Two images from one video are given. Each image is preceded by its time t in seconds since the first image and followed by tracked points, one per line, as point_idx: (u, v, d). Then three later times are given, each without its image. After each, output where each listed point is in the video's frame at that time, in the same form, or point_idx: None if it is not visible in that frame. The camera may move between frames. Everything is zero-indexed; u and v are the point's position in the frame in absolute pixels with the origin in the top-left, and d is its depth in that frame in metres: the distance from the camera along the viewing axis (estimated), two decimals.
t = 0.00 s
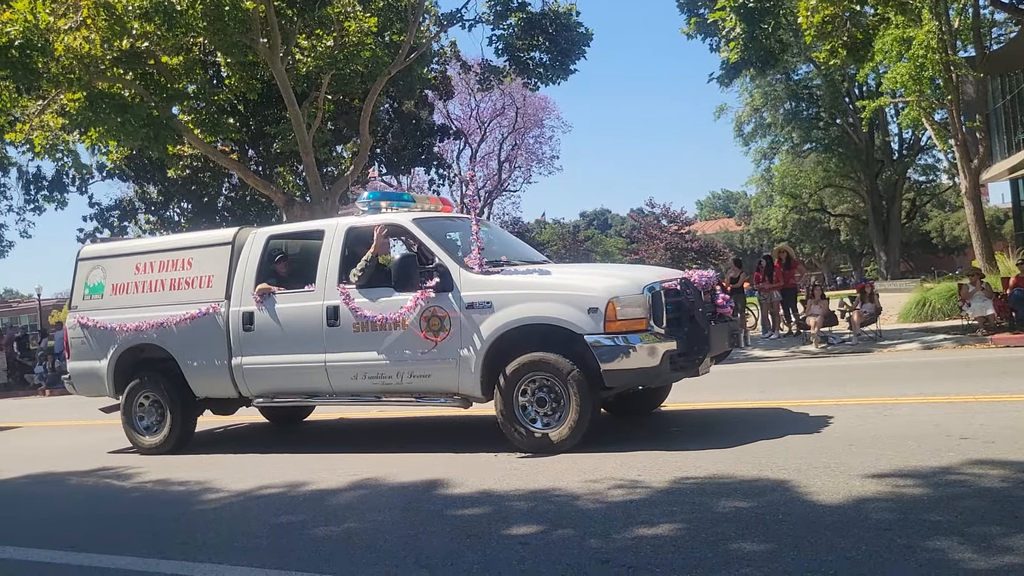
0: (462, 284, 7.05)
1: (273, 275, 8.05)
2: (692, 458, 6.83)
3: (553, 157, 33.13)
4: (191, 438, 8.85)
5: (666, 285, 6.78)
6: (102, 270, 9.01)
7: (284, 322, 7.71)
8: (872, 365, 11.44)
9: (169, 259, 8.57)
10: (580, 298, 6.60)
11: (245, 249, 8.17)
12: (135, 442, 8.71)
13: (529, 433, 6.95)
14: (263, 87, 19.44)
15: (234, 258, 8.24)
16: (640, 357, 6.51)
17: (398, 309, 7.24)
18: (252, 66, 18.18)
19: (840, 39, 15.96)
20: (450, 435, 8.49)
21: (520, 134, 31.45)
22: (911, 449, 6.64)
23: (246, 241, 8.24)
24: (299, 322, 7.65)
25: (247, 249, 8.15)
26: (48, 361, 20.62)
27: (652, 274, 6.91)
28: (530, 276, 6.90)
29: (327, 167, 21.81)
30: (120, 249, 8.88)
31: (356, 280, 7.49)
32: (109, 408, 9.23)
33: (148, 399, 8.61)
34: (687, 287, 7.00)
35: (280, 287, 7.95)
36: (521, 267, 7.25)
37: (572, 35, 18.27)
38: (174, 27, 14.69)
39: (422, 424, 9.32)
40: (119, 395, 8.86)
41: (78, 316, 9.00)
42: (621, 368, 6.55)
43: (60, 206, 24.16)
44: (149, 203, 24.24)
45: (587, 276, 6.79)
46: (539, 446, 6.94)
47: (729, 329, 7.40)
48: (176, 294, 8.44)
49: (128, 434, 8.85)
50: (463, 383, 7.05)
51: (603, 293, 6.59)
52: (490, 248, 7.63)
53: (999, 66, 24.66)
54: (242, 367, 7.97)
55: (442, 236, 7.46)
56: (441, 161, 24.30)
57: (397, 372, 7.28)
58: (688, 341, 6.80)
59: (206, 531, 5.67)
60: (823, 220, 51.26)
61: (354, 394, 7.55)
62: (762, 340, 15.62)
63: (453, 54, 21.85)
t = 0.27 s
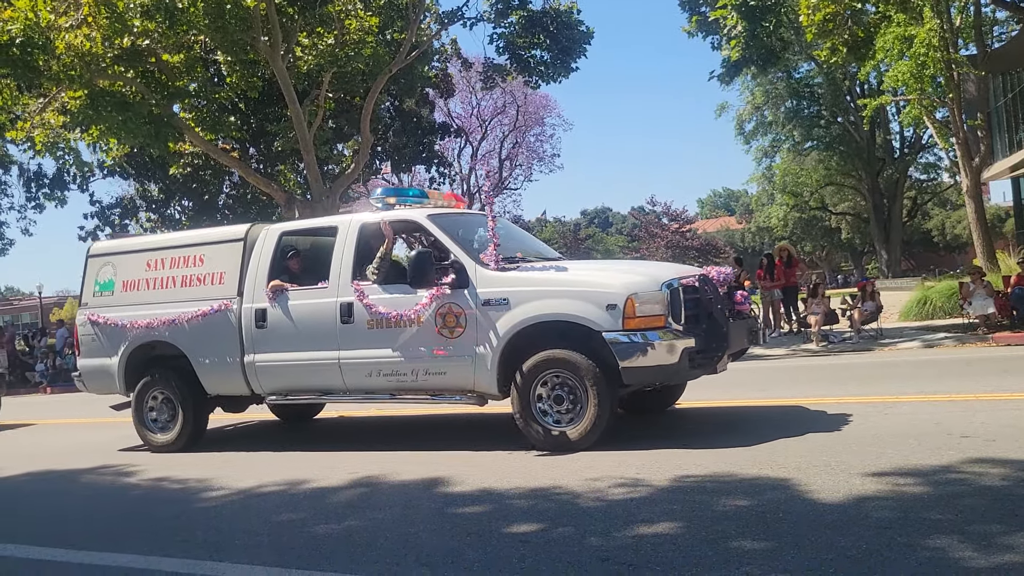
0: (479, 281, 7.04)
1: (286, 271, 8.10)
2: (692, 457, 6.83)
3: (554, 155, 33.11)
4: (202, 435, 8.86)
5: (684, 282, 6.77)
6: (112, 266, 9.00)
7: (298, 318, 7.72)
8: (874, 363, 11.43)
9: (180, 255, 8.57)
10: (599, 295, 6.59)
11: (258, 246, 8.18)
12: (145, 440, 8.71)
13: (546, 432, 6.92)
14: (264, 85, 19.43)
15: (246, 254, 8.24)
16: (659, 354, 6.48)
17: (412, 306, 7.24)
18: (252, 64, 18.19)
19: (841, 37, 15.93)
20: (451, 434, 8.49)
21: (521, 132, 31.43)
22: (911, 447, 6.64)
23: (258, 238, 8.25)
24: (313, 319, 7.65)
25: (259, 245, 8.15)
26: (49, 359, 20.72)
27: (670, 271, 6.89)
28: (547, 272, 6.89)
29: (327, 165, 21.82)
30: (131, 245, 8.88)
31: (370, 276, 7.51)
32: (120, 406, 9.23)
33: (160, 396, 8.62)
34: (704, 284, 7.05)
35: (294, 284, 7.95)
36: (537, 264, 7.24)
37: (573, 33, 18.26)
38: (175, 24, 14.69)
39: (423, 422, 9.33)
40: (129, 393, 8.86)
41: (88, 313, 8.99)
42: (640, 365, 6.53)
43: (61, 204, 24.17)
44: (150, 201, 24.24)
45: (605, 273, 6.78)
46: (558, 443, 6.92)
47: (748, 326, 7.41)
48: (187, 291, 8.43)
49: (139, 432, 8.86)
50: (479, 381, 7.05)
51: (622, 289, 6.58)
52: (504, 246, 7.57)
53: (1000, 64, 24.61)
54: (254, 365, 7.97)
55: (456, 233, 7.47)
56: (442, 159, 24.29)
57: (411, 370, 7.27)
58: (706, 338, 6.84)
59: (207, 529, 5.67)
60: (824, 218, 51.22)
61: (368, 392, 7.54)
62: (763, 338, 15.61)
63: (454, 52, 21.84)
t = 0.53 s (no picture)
0: (492, 278, 7.03)
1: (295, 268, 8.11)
2: (691, 454, 6.84)
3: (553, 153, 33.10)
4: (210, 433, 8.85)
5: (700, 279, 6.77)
6: (119, 263, 8.99)
7: (308, 315, 7.71)
8: (873, 361, 11.44)
9: (188, 252, 8.56)
10: (614, 291, 6.58)
11: (267, 242, 8.17)
12: (153, 437, 8.70)
13: (561, 430, 6.90)
14: (262, 83, 19.41)
15: (255, 251, 8.22)
16: (675, 351, 6.47)
17: (425, 303, 7.24)
18: (251, 62, 18.17)
19: (839, 36, 15.96)
20: (450, 432, 8.50)
21: (520, 130, 31.41)
22: (909, 445, 6.66)
23: (267, 234, 8.24)
24: (323, 316, 7.64)
25: (269, 242, 8.14)
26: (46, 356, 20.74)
27: (685, 268, 6.90)
28: (560, 269, 6.89)
29: (326, 163, 21.82)
30: (138, 242, 8.86)
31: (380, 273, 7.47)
32: (127, 403, 9.22)
33: (168, 394, 8.62)
34: (720, 280, 7.06)
35: (304, 280, 7.95)
36: (550, 261, 7.24)
37: (572, 31, 18.26)
38: (174, 23, 14.69)
39: (423, 421, 9.33)
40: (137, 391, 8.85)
41: (94, 310, 8.99)
42: (655, 363, 6.53)
43: (59, 202, 24.13)
44: (148, 199, 24.21)
45: (621, 269, 6.78)
46: (573, 442, 6.88)
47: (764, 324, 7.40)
48: (195, 288, 8.42)
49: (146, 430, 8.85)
50: (492, 379, 7.04)
51: (637, 286, 6.58)
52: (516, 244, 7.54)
53: (999, 62, 24.61)
54: (264, 362, 7.97)
55: (468, 229, 7.46)
56: (441, 157, 24.27)
57: (423, 367, 7.26)
58: (722, 336, 6.81)
59: (205, 527, 5.68)
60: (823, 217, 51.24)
61: (379, 390, 7.53)
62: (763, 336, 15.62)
63: (453, 50, 21.84)
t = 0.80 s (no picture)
0: (505, 274, 7.02)
1: (305, 264, 8.09)
2: (690, 452, 6.85)
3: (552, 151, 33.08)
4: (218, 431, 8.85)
5: (716, 275, 6.77)
6: (127, 259, 8.98)
7: (319, 312, 7.70)
8: (872, 359, 11.45)
9: (197, 248, 8.55)
10: (630, 287, 6.58)
11: (277, 238, 8.16)
12: (162, 435, 8.70)
13: (575, 428, 6.88)
14: (261, 80, 19.40)
15: (265, 247, 8.20)
16: (691, 348, 6.48)
17: (437, 299, 7.23)
18: (250, 59, 18.16)
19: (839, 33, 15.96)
20: (450, 430, 8.50)
21: (519, 128, 31.40)
22: (909, 442, 6.66)
23: (277, 229, 8.22)
24: (334, 313, 7.63)
25: (279, 238, 8.13)
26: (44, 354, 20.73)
27: (701, 264, 6.89)
28: (573, 264, 6.88)
29: (325, 161, 21.83)
30: (146, 238, 8.85)
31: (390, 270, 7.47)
32: (135, 399, 9.21)
33: (177, 392, 8.62)
34: (736, 276, 7.04)
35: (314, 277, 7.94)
36: (564, 256, 7.23)
37: (571, 29, 18.24)
38: (173, 20, 14.69)
39: (422, 419, 9.33)
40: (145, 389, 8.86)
41: (102, 306, 8.99)
42: (671, 359, 6.53)
43: (58, 199, 24.10)
44: (148, 196, 24.19)
45: (636, 265, 6.77)
46: (588, 439, 6.86)
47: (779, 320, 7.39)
48: (204, 284, 8.41)
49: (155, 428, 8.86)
50: (506, 375, 7.03)
51: (653, 282, 6.58)
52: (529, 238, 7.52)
53: (998, 60, 24.60)
54: (274, 359, 7.96)
55: (481, 225, 7.45)
56: (440, 155, 24.26)
57: (436, 364, 7.26)
58: (738, 332, 6.80)
59: (205, 524, 5.68)
60: (822, 215, 51.24)
61: (392, 386, 7.53)
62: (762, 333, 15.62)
63: (452, 47, 21.84)
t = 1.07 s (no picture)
0: (520, 271, 7.02)
1: (316, 262, 8.11)
2: (688, 450, 6.85)
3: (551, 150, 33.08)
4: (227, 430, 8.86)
5: (732, 272, 6.75)
6: (135, 258, 8.98)
7: (330, 310, 7.70)
8: (872, 358, 11.45)
9: (205, 246, 8.53)
10: (646, 285, 6.56)
11: (288, 235, 8.15)
12: (171, 434, 8.69)
13: (591, 426, 6.88)
14: (260, 79, 19.39)
15: (275, 244, 8.19)
16: (708, 346, 6.46)
17: (450, 297, 7.23)
18: (248, 59, 18.15)
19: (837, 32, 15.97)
20: (450, 430, 8.50)
21: (518, 127, 31.38)
22: (907, 441, 6.67)
23: (287, 227, 8.21)
24: (345, 311, 7.63)
25: (289, 235, 8.12)
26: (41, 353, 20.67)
27: (718, 261, 6.87)
28: (588, 262, 6.87)
29: (324, 160, 21.82)
30: (155, 237, 8.84)
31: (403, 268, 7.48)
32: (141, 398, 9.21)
33: (186, 390, 8.63)
34: (753, 273, 7.01)
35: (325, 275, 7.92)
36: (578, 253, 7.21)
37: (570, 28, 18.22)
38: (171, 19, 14.70)
39: (422, 418, 9.33)
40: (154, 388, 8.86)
41: (110, 305, 8.99)
42: (688, 357, 6.51)
43: (57, 198, 24.07)
44: (147, 196, 24.17)
45: (652, 262, 6.75)
46: (605, 438, 6.85)
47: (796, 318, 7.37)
48: (214, 282, 8.41)
49: (165, 428, 8.85)
50: (520, 373, 7.04)
51: (669, 279, 6.56)
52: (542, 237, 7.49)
53: (997, 59, 24.59)
54: (285, 357, 7.96)
55: (494, 222, 7.43)
56: (439, 154, 24.24)
57: (449, 362, 7.27)
58: (755, 330, 6.78)
59: (203, 523, 5.68)
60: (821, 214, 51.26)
61: (404, 384, 7.53)
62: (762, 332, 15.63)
63: (451, 46, 21.82)
